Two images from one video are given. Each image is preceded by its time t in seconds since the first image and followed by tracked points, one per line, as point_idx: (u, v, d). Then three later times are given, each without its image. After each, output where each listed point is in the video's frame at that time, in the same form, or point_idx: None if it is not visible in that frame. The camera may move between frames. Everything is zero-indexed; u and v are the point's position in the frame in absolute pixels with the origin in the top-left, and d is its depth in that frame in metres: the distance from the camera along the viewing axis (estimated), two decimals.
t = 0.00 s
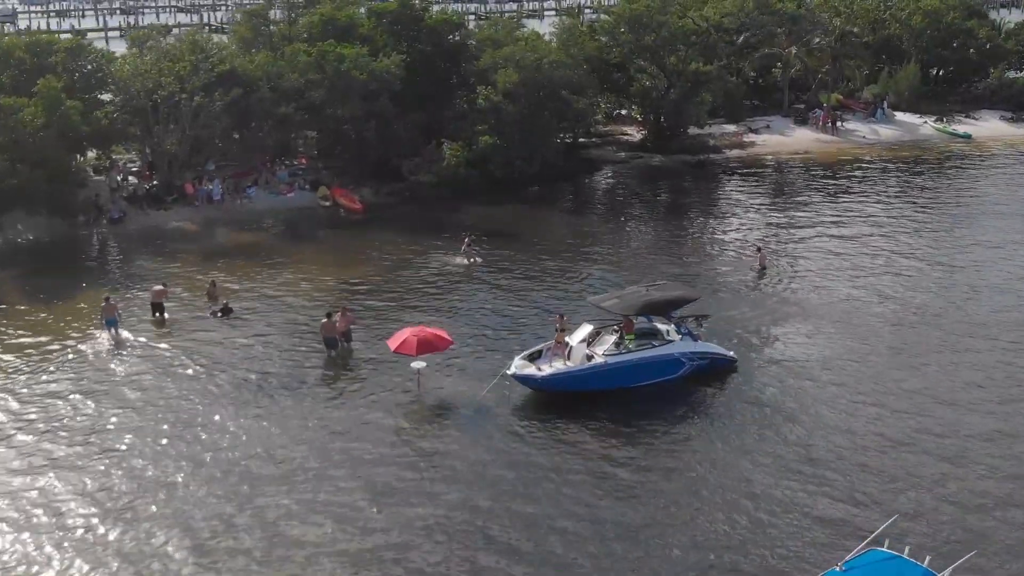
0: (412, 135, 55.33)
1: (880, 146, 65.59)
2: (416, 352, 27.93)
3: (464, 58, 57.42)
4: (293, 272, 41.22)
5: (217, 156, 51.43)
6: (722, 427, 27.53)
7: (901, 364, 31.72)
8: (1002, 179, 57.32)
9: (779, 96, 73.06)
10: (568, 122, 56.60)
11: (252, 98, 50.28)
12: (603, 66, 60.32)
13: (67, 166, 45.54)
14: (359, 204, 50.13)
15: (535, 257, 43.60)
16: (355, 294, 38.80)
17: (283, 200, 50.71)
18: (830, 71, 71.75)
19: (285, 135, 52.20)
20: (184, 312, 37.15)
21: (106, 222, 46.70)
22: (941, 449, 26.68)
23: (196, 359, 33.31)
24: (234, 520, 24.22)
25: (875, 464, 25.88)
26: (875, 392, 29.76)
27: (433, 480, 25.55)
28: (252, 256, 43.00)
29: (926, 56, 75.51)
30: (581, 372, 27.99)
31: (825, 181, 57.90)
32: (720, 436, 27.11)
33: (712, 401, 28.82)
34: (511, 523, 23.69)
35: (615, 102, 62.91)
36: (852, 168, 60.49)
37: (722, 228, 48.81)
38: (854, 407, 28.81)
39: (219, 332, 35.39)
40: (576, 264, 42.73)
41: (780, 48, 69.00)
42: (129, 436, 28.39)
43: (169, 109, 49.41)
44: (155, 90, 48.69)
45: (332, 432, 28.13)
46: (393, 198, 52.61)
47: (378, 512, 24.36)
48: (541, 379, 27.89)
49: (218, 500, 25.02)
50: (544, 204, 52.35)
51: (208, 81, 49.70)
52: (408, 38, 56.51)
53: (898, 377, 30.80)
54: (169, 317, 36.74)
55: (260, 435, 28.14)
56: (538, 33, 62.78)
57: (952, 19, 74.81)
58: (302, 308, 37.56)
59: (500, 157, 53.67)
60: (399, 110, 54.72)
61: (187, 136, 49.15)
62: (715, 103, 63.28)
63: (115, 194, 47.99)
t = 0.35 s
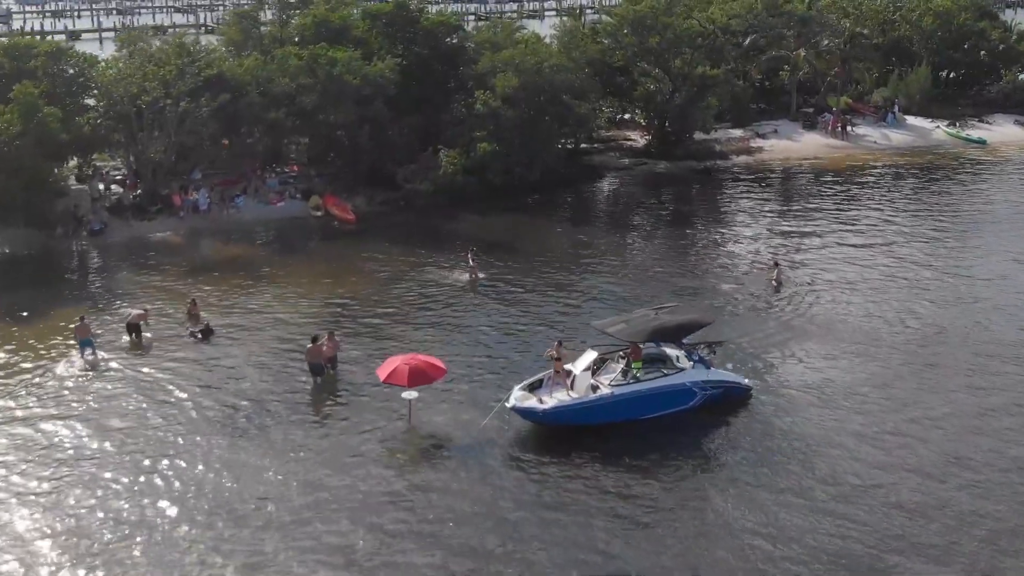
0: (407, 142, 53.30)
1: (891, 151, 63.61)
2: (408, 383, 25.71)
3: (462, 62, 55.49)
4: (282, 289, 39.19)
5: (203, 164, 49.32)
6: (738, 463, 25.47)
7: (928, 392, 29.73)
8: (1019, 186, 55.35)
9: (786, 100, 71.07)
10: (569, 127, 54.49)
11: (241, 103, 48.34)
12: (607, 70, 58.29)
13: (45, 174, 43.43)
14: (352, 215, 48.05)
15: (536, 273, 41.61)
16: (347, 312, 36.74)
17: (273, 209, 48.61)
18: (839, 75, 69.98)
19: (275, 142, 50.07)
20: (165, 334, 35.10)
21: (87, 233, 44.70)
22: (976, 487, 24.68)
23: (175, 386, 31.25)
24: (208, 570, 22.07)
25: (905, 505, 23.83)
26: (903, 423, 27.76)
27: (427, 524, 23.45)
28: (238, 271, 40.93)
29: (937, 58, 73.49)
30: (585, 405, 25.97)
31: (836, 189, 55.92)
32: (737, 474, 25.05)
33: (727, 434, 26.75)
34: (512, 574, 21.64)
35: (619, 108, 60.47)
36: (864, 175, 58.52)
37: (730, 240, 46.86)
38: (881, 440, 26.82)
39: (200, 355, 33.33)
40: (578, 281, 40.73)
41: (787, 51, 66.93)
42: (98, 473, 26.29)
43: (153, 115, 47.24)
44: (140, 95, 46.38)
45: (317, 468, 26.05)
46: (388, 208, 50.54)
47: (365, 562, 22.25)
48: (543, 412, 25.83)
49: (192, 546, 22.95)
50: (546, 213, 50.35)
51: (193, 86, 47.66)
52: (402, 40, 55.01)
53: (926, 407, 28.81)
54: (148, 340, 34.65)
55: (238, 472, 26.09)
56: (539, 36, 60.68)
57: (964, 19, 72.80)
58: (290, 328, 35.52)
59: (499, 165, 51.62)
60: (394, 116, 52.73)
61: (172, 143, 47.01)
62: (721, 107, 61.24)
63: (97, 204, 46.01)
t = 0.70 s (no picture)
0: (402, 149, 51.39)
1: (901, 157, 61.80)
2: (396, 416, 23.89)
3: (459, 65, 53.46)
4: (269, 310, 37.49)
5: (190, 172, 47.54)
6: (752, 502, 23.68)
7: (954, 424, 27.98)
8: None
9: (793, 104, 69.19)
10: (570, 134, 52.61)
11: (229, 109, 46.54)
12: (609, 74, 56.17)
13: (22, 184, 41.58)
14: (344, 226, 46.22)
15: (535, 292, 39.85)
16: (337, 339, 35.06)
17: (261, 219, 46.80)
18: (847, 79, 68.02)
19: (265, 149, 48.21)
20: (145, 357, 33.39)
21: (67, 245, 42.82)
22: (1011, 530, 22.91)
23: (153, 414, 29.53)
24: None
25: (939, 550, 22.08)
26: (929, 459, 26.03)
27: (418, 571, 21.61)
28: (223, 290, 39.20)
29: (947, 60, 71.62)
30: (588, 440, 24.06)
31: (846, 197, 54.11)
32: (752, 513, 23.26)
33: (740, 470, 24.93)
34: None
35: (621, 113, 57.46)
36: (874, 182, 56.70)
37: (738, 252, 45.04)
38: (907, 478, 25.07)
39: (181, 382, 31.62)
40: (580, 300, 38.96)
41: (795, 54, 64.95)
42: (63, 508, 24.53)
43: (137, 120, 45.28)
44: (123, 100, 44.79)
45: (299, 506, 24.31)
46: (381, 218, 48.72)
47: None
48: (545, 449, 23.88)
49: None
50: (546, 223, 48.54)
51: (178, 92, 45.85)
52: (398, 44, 52.85)
53: (953, 440, 27.07)
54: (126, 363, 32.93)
55: (214, 510, 24.35)
56: (538, 37, 58.58)
57: (975, 21, 70.95)
58: (278, 354, 33.83)
59: (497, 173, 49.77)
60: (388, 122, 50.86)
61: (156, 151, 45.16)
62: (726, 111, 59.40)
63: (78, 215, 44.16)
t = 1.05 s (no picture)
0: (396, 156, 49.37)
1: (913, 163, 59.81)
2: (381, 459, 21.93)
3: (456, 69, 51.56)
4: (254, 330, 35.52)
5: (174, 181, 45.57)
6: (773, 550, 21.72)
7: (987, 459, 26.00)
8: None
9: (801, 108, 67.27)
10: (571, 140, 50.61)
11: (215, 115, 44.52)
12: (611, 78, 54.14)
13: None
14: (335, 238, 44.15)
15: (535, 311, 37.85)
16: (325, 363, 33.10)
17: (248, 230, 44.73)
18: (857, 83, 66.02)
19: (253, 157, 46.15)
20: (119, 383, 31.40)
21: (43, 259, 40.80)
22: None
23: (124, 448, 27.54)
24: None
25: None
26: (962, 498, 24.05)
27: None
28: (206, 309, 37.22)
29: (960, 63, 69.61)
30: (594, 484, 22.02)
31: (858, 206, 52.09)
32: (772, 564, 21.29)
33: (759, 513, 22.96)
34: None
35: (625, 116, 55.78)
36: (887, 191, 54.67)
37: (747, 266, 43.03)
38: (941, 520, 23.09)
39: (156, 412, 29.66)
40: (583, 321, 36.93)
41: (802, 57, 62.94)
42: (20, 555, 22.55)
43: (118, 128, 43.38)
44: (104, 106, 42.62)
45: (276, 556, 22.29)
46: (374, 229, 46.69)
47: None
48: (545, 494, 21.83)
49: None
50: (547, 235, 46.57)
51: (162, 97, 43.81)
52: (394, 47, 51.10)
53: (987, 476, 25.08)
54: (98, 389, 30.94)
55: (182, 560, 22.34)
56: (538, 39, 56.45)
57: (988, 23, 68.94)
58: (261, 381, 31.85)
59: (495, 181, 47.76)
60: (381, 128, 48.81)
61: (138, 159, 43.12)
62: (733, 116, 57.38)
63: (56, 226, 42.17)
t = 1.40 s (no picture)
0: (390, 163, 47.42)
1: (925, 169, 57.95)
2: (365, 506, 19.94)
3: (453, 73, 49.73)
4: (240, 352, 33.71)
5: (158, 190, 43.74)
6: None
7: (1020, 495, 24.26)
8: None
9: (808, 111, 65.50)
10: (573, 147, 48.74)
11: (200, 121, 42.61)
12: (614, 81, 52.30)
13: None
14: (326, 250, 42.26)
15: (535, 329, 36.02)
16: (313, 388, 31.28)
17: (236, 241, 42.86)
18: (867, 86, 64.22)
19: (241, 165, 44.26)
20: (93, 409, 29.54)
21: (20, 272, 38.97)
22: None
23: (97, 482, 25.77)
24: None
25: None
26: (996, 540, 22.31)
27: None
28: (189, 327, 35.34)
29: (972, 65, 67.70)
30: (600, 531, 20.12)
31: (869, 214, 50.28)
32: None
33: (779, 559, 21.22)
34: None
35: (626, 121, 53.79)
36: (900, 198, 52.80)
37: (757, 279, 41.17)
38: (975, 565, 21.35)
39: (131, 442, 27.80)
40: (586, 340, 35.11)
41: (810, 60, 60.88)
42: None
43: (99, 134, 41.52)
44: (85, 111, 40.72)
45: None
46: (367, 239, 44.84)
47: None
48: (546, 543, 19.95)
49: None
50: (547, 246, 44.72)
51: (145, 102, 41.89)
52: (390, 49, 49.25)
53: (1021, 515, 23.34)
54: (71, 416, 29.05)
55: None
56: (538, 42, 54.64)
57: (1001, 23, 67.02)
58: (245, 408, 30.01)
59: (493, 189, 45.90)
60: (375, 134, 46.91)
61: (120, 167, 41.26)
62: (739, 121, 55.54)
63: (34, 237, 40.32)
